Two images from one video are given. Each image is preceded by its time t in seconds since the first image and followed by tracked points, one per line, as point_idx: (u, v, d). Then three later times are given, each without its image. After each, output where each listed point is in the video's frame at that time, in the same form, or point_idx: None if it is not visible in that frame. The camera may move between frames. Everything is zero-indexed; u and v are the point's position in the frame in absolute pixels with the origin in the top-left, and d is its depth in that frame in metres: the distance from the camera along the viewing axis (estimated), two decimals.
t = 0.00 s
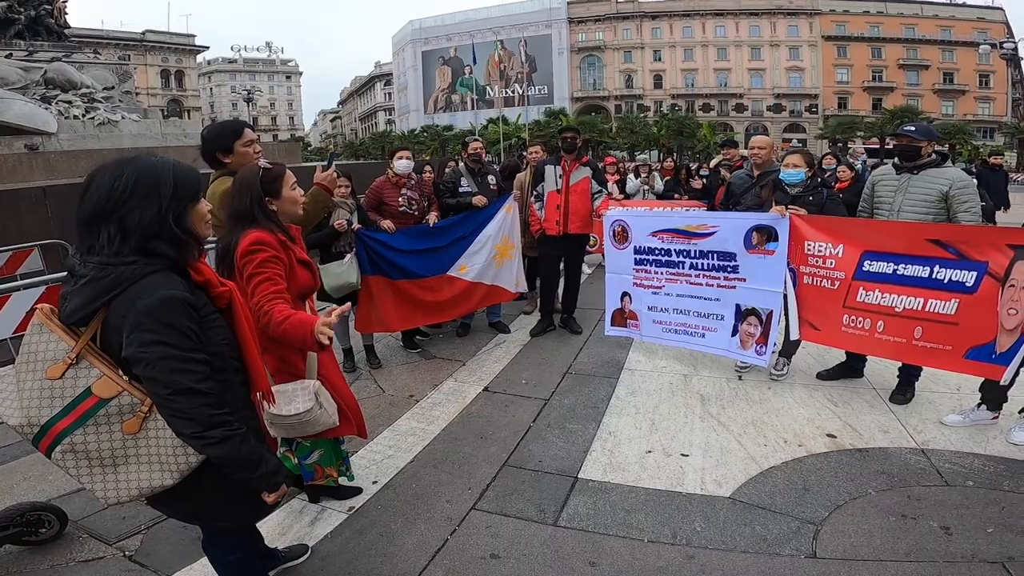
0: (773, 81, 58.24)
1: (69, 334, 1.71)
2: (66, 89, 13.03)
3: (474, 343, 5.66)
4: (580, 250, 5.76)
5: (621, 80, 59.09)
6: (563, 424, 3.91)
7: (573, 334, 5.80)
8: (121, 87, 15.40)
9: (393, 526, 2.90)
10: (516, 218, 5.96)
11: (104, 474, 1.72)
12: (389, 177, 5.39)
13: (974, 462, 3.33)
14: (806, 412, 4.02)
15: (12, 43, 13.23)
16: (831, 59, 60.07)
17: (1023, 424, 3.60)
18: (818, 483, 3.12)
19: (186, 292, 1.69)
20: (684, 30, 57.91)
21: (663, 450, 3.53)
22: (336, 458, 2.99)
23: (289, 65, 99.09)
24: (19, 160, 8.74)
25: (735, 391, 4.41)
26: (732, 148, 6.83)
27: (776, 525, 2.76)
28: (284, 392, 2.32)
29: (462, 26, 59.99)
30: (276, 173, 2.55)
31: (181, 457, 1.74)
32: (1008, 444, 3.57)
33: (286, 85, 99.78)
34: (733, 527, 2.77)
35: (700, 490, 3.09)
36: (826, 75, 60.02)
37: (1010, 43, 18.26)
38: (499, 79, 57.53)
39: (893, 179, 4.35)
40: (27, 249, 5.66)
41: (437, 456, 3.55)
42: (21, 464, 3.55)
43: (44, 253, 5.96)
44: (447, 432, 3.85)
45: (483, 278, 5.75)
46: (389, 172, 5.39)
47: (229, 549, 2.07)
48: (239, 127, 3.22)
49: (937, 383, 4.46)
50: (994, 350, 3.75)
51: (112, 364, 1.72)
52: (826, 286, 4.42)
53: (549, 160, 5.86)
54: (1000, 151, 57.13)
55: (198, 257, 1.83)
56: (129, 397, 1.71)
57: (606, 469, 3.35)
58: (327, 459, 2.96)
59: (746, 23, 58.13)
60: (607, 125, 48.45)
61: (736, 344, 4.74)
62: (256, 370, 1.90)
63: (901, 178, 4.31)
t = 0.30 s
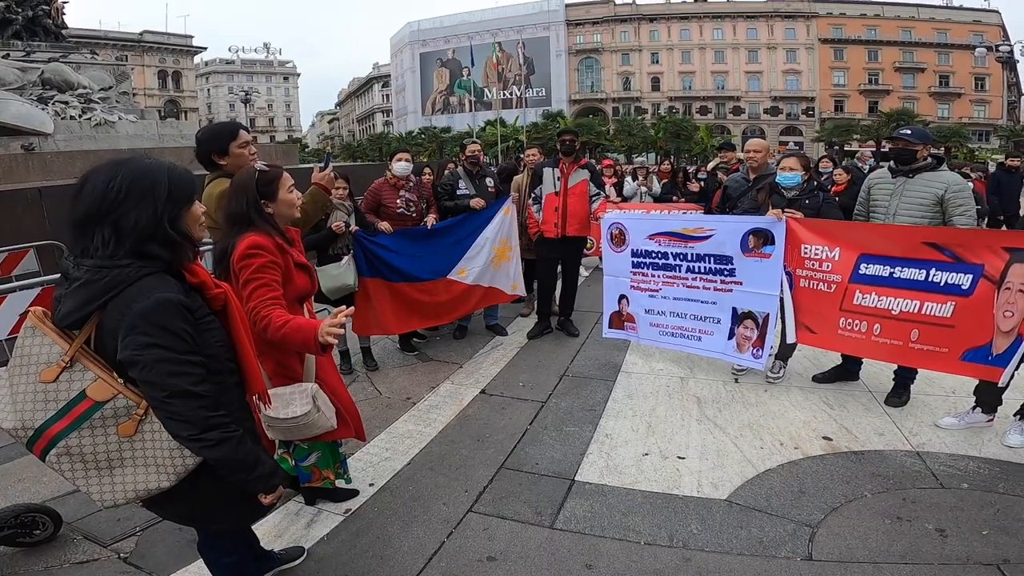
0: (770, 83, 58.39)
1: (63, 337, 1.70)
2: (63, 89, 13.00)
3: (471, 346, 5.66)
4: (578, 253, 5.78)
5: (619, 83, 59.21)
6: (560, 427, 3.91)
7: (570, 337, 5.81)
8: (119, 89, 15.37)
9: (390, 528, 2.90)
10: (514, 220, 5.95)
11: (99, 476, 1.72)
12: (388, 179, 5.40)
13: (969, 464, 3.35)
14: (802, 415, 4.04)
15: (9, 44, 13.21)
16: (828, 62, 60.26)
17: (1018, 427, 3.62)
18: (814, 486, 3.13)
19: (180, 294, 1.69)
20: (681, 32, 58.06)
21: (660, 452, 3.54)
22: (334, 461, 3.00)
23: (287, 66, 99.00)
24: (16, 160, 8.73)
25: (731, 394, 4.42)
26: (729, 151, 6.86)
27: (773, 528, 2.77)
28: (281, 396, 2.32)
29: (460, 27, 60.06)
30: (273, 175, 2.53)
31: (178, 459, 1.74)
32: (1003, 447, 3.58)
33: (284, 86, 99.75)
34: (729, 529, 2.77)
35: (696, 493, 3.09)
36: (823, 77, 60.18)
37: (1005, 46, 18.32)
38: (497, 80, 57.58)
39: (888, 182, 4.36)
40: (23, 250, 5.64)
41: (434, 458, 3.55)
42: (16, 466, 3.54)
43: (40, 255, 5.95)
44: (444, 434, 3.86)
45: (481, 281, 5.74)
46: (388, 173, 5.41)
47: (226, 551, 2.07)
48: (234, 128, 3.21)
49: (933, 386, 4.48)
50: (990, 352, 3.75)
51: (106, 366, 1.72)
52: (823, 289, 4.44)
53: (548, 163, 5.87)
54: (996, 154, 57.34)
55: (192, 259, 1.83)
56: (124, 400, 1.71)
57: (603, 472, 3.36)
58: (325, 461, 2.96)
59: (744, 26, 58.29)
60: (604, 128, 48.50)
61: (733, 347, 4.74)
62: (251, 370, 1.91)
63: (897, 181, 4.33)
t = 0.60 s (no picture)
0: (771, 81, 58.25)
1: (58, 339, 1.70)
2: (64, 90, 13.01)
3: (472, 345, 5.66)
4: (579, 252, 5.77)
5: (620, 81, 59.13)
6: (561, 426, 3.91)
7: (571, 335, 5.81)
8: (119, 89, 15.36)
9: (390, 528, 2.90)
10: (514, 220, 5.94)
11: (94, 477, 1.72)
12: (387, 179, 5.41)
13: (971, 463, 3.33)
14: (803, 413, 4.02)
15: (10, 45, 13.23)
16: (830, 59, 60.09)
17: (1021, 425, 3.61)
18: (814, 485, 3.12)
19: (174, 296, 1.68)
20: (682, 30, 57.95)
21: (660, 451, 3.53)
22: (334, 461, 3.01)
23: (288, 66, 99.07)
24: (17, 162, 8.74)
25: (732, 392, 4.41)
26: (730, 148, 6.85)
27: (773, 527, 2.76)
28: (279, 397, 2.33)
29: (461, 27, 60.05)
30: (265, 176, 2.51)
31: (172, 460, 1.74)
32: (1005, 445, 3.57)
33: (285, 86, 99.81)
34: (729, 528, 2.76)
35: (696, 492, 3.08)
36: (825, 75, 60.02)
37: (1005, 43, 18.20)
38: (498, 79, 57.52)
39: (889, 179, 4.37)
40: (24, 251, 5.65)
41: (434, 458, 3.55)
42: (17, 466, 3.54)
43: (41, 256, 5.95)
44: (444, 433, 3.85)
45: (483, 280, 5.72)
46: (387, 173, 5.40)
47: (225, 551, 2.07)
48: (231, 129, 3.20)
49: (935, 384, 4.47)
50: (992, 349, 3.74)
51: (101, 368, 1.72)
52: (824, 287, 4.42)
53: (548, 161, 5.86)
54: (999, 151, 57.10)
55: (187, 260, 1.82)
56: (119, 400, 1.71)
57: (603, 471, 3.35)
58: (325, 461, 2.97)
59: (745, 23, 58.15)
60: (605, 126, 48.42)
61: (733, 346, 4.73)
62: (245, 370, 1.92)
63: (898, 178, 4.32)
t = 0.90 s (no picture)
0: (757, 79, 58.57)
1: (28, 344, 1.68)
2: (44, 94, 12.86)
3: (460, 346, 5.64)
4: (566, 251, 5.77)
5: (608, 80, 59.28)
6: (549, 426, 3.90)
7: (560, 335, 5.81)
8: (101, 92, 15.18)
9: (378, 530, 2.88)
10: (501, 220, 5.94)
11: (66, 483, 1.70)
12: (371, 181, 5.41)
13: (956, 458, 3.36)
14: (791, 409, 4.04)
15: None
16: (815, 57, 60.50)
17: (1005, 419, 3.64)
18: (802, 481, 3.12)
19: (144, 301, 1.65)
20: (669, 29, 58.15)
21: (649, 450, 3.53)
22: (319, 466, 2.98)
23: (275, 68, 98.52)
24: None
25: (720, 390, 4.43)
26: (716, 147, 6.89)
27: (761, 524, 2.76)
28: (257, 399, 2.33)
29: (448, 27, 59.93)
30: (240, 176, 2.46)
31: (146, 465, 1.70)
32: (991, 439, 3.60)
33: (272, 88, 99.23)
34: (717, 526, 2.76)
35: (685, 490, 3.08)
36: (810, 72, 60.43)
37: (986, 39, 18.39)
38: (486, 79, 57.48)
39: (871, 175, 4.37)
40: (5, 257, 5.57)
41: (422, 460, 3.53)
42: None
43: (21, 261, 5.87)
44: (432, 435, 3.83)
45: (470, 282, 5.71)
46: (372, 174, 5.41)
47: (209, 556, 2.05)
48: (209, 132, 3.18)
49: (920, 379, 4.51)
50: (973, 344, 3.78)
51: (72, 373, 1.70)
52: (808, 283, 4.43)
53: (535, 161, 5.85)
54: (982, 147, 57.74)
55: (159, 264, 1.79)
56: (90, 406, 1.69)
57: (592, 471, 3.34)
58: (309, 466, 2.93)
59: (732, 21, 58.42)
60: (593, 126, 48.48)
61: (720, 343, 4.75)
62: (220, 372, 1.89)
63: (879, 175, 4.34)
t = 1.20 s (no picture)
0: (749, 83, 58.90)
1: None
2: (31, 96, 12.77)
3: (449, 351, 5.64)
4: (555, 256, 5.78)
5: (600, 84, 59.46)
6: (537, 431, 3.89)
7: (549, 339, 5.81)
8: (89, 96, 15.04)
9: (363, 536, 2.86)
10: (489, 224, 5.98)
11: (39, 488, 1.70)
12: (358, 185, 5.39)
13: (941, 461, 3.37)
14: (777, 413, 4.05)
15: None
16: (805, 61, 60.94)
17: (990, 423, 3.66)
18: (788, 486, 3.13)
19: (118, 307, 1.64)
20: (661, 34, 58.41)
21: (636, 455, 3.53)
22: (303, 471, 2.94)
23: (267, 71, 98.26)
24: None
25: (708, 394, 4.44)
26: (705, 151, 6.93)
27: (747, 529, 2.76)
28: (238, 406, 2.31)
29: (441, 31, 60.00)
30: (222, 180, 2.49)
31: (119, 472, 1.73)
32: (975, 443, 3.63)
33: (264, 91, 98.97)
34: (704, 531, 2.76)
35: (672, 495, 3.08)
36: (801, 77, 60.82)
37: (972, 45, 18.58)
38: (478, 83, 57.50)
39: (856, 180, 4.39)
40: None
41: (409, 465, 3.52)
42: None
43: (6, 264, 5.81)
44: (420, 440, 3.82)
45: (459, 286, 5.73)
46: (358, 179, 5.39)
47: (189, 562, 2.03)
48: (192, 135, 3.19)
49: (906, 383, 4.54)
50: (956, 350, 3.82)
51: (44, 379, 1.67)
52: (794, 287, 4.46)
53: (524, 165, 5.90)
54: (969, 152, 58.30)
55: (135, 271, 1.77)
56: (63, 413, 1.68)
57: (580, 475, 3.33)
58: (294, 472, 2.90)
59: (723, 26, 58.77)
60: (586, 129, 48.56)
61: (709, 347, 4.76)
62: (199, 381, 1.89)
63: (864, 179, 4.36)
